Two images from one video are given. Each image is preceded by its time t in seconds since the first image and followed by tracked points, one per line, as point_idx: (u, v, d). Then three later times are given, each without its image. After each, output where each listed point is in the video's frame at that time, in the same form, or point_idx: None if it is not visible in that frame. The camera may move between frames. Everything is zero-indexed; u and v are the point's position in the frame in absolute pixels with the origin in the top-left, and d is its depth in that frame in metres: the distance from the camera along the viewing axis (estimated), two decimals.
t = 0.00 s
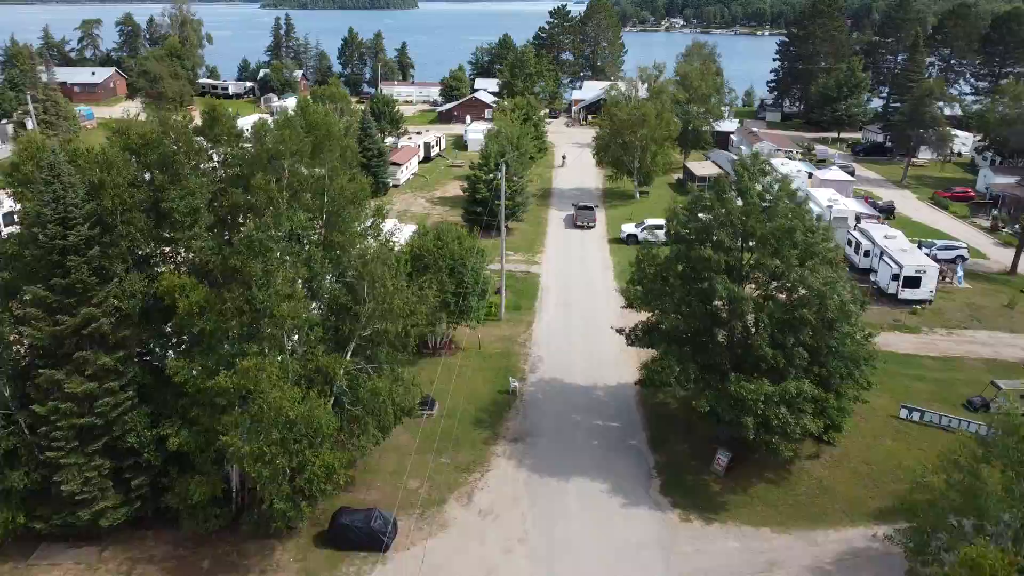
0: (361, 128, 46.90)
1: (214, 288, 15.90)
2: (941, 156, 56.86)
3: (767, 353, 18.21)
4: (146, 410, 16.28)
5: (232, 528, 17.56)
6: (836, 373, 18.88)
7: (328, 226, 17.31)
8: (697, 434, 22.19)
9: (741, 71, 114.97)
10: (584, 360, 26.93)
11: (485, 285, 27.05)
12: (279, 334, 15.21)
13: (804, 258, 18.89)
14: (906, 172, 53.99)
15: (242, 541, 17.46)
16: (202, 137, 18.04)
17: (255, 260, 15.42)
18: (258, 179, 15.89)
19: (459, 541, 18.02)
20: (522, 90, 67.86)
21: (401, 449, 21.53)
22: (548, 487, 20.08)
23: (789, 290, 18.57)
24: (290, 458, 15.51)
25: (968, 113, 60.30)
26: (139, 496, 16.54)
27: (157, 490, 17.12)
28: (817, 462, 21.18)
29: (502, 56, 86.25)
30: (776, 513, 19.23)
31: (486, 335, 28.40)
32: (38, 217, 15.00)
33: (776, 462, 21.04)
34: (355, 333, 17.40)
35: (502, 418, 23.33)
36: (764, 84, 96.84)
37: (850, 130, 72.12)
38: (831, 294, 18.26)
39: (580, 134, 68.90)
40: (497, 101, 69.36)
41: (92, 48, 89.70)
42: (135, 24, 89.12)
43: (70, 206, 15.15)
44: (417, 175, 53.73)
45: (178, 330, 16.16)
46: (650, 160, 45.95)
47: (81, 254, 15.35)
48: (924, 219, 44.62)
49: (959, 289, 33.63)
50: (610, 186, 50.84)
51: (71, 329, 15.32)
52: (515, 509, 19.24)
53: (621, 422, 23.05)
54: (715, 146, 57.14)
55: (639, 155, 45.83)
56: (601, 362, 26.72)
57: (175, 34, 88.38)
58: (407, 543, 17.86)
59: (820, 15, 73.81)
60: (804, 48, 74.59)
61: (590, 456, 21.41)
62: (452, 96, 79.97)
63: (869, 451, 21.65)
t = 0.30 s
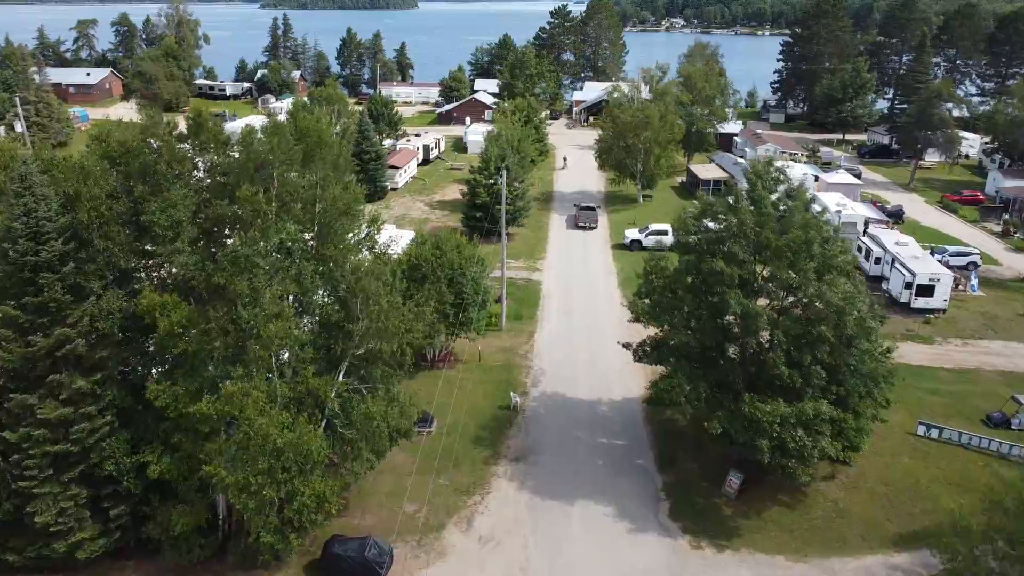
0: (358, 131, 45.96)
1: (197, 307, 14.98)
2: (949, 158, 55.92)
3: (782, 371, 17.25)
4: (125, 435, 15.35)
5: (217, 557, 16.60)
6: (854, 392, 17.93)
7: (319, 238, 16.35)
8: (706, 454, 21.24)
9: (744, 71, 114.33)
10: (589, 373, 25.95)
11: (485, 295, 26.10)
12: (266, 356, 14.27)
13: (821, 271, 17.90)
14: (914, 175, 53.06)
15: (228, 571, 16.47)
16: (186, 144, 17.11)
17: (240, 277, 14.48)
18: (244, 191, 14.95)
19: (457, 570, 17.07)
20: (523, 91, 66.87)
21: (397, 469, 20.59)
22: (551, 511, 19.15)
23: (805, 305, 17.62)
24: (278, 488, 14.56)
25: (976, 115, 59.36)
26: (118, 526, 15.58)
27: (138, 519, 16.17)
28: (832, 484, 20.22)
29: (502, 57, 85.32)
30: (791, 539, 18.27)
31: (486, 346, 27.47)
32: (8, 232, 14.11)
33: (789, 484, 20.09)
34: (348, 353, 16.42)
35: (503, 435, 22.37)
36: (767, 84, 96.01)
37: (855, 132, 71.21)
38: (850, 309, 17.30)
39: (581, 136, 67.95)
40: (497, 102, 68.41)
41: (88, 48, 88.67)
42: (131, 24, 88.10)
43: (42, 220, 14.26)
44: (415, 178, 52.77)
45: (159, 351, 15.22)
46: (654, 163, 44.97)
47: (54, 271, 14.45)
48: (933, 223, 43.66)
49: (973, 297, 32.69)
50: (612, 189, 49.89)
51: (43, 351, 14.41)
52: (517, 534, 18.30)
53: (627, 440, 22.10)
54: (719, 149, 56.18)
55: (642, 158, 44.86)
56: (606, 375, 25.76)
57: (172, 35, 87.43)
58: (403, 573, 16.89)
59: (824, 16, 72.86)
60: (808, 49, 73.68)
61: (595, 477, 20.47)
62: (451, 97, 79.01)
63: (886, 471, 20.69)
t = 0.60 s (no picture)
0: (356, 134, 45.02)
1: (178, 328, 14.02)
2: (957, 161, 54.99)
3: (799, 393, 16.31)
4: (102, 463, 14.39)
5: None
6: (875, 414, 17.00)
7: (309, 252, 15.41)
8: (717, 475, 20.29)
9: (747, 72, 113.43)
10: (593, 387, 24.96)
11: (485, 306, 25.15)
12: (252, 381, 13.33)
13: (840, 287, 16.97)
14: (921, 178, 52.13)
15: None
16: (169, 152, 16.17)
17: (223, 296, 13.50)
18: (228, 204, 13.98)
19: None
20: (523, 92, 65.88)
21: (393, 491, 19.65)
22: (555, 537, 18.18)
23: (824, 322, 16.70)
24: (264, 522, 13.60)
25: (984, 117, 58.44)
26: (95, 560, 14.62)
27: (118, 551, 15.20)
28: (848, 508, 19.29)
29: (502, 57, 84.43)
30: (808, 568, 17.31)
31: (487, 358, 26.50)
32: None
33: (805, 508, 19.14)
34: (340, 375, 15.44)
35: (504, 454, 21.40)
36: (770, 85, 95.10)
37: (860, 133, 70.28)
38: (871, 327, 16.38)
39: (582, 137, 67.06)
40: (497, 104, 67.53)
41: (83, 49, 87.61)
42: (126, 25, 87.11)
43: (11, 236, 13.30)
44: (414, 181, 51.83)
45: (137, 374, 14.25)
46: (658, 166, 44.01)
47: (24, 290, 13.49)
48: (943, 227, 42.73)
49: (987, 306, 31.75)
50: (615, 193, 48.95)
51: (12, 375, 13.46)
52: (520, 563, 17.33)
53: (633, 459, 21.14)
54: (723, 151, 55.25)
55: (645, 161, 43.91)
56: (611, 389, 24.80)
57: (168, 35, 86.44)
58: None
59: (829, 16, 71.96)
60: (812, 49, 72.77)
61: (600, 499, 19.51)
62: (451, 98, 78.10)
63: (905, 493, 19.75)
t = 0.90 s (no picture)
0: (353, 137, 44.13)
1: (156, 353, 13.09)
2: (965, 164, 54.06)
3: (819, 418, 15.38)
4: (76, 495, 13.50)
5: None
6: (899, 438, 16.06)
7: (299, 268, 14.49)
8: (728, 499, 19.34)
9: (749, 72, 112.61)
10: (597, 403, 23.97)
11: (485, 318, 24.19)
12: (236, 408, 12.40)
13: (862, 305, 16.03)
14: (929, 181, 51.20)
15: None
16: (149, 161, 15.26)
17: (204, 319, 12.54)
18: (209, 219, 13.04)
19: None
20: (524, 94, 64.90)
21: (388, 516, 18.72)
22: (559, 566, 17.25)
23: (845, 342, 15.74)
24: (248, 560, 12.64)
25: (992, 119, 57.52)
26: None
27: None
28: (868, 534, 18.33)
29: (503, 58, 83.53)
30: None
31: (487, 372, 25.55)
32: None
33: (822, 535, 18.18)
34: (330, 400, 14.41)
35: (505, 475, 20.45)
36: (773, 86, 94.19)
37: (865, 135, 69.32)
38: (896, 347, 15.45)
39: (584, 139, 66.13)
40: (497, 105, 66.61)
41: (78, 49, 86.58)
42: (122, 25, 86.11)
43: None
44: (413, 185, 50.90)
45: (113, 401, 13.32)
46: (662, 170, 43.02)
47: None
48: (953, 232, 41.84)
49: (1003, 315, 30.83)
50: (617, 197, 48.00)
51: None
52: None
53: (641, 481, 20.21)
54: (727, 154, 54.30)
55: (649, 165, 42.98)
56: (616, 404, 23.86)
57: (164, 35, 85.44)
58: None
59: (833, 16, 71.04)
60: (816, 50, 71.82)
61: (607, 524, 18.55)
62: (451, 99, 77.22)
63: (926, 518, 18.81)
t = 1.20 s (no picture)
0: (351, 140, 43.22)
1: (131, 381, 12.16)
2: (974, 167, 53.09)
3: (841, 445, 14.42)
4: (48, 530, 12.57)
5: None
6: (926, 465, 15.08)
7: (287, 287, 13.56)
8: (741, 525, 18.37)
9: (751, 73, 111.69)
10: (602, 420, 23.01)
11: (485, 332, 23.24)
12: (216, 442, 11.43)
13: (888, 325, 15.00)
14: (937, 184, 50.24)
15: None
16: (128, 173, 14.40)
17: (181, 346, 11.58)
18: (189, 236, 12.11)
19: None
20: (524, 95, 63.93)
21: (384, 542, 17.83)
22: None
23: (868, 365, 14.78)
24: None
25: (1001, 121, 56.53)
26: None
27: None
28: (889, 564, 17.35)
29: (503, 59, 82.59)
30: None
31: (487, 387, 24.61)
32: None
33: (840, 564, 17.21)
34: (318, 429, 13.28)
35: (507, 498, 19.50)
36: (776, 87, 93.29)
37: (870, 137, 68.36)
38: (923, 369, 14.46)
39: (585, 141, 65.23)
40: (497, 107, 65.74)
41: (73, 49, 85.57)
42: (118, 25, 85.17)
43: None
44: (412, 188, 49.95)
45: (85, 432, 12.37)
46: (666, 173, 42.06)
47: None
48: (963, 238, 40.89)
49: (1020, 325, 29.86)
50: (620, 201, 47.09)
51: None
52: None
53: (649, 506, 19.24)
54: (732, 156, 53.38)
55: (652, 168, 42.02)
56: (622, 420, 22.95)
57: (160, 36, 84.49)
58: None
59: (838, 16, 70.08)
60: (820, 51, 70.88)
61: (614, 553, 17.55)
62: (450, 100, 76.38)
63: (950, 548, 17.83)
